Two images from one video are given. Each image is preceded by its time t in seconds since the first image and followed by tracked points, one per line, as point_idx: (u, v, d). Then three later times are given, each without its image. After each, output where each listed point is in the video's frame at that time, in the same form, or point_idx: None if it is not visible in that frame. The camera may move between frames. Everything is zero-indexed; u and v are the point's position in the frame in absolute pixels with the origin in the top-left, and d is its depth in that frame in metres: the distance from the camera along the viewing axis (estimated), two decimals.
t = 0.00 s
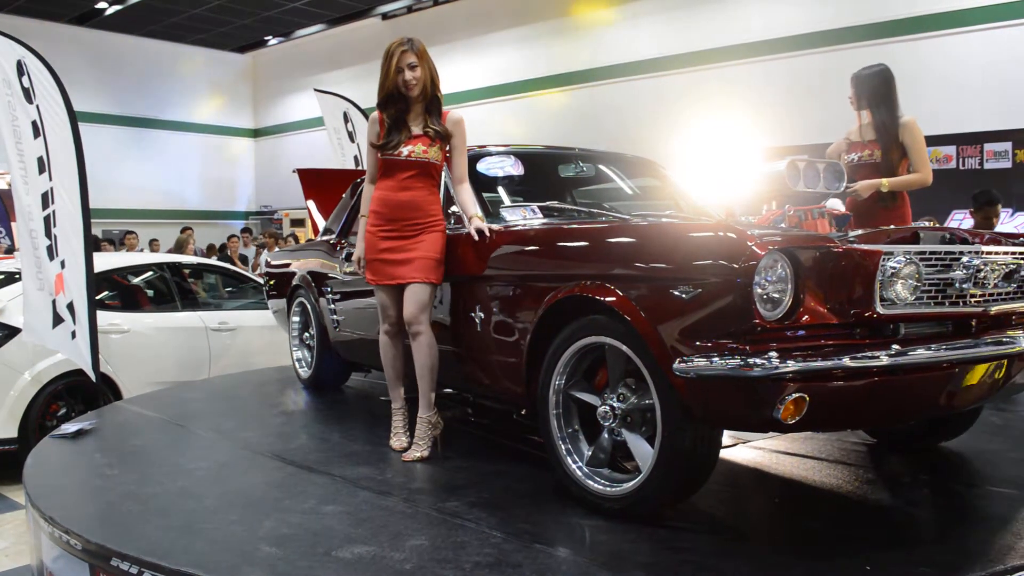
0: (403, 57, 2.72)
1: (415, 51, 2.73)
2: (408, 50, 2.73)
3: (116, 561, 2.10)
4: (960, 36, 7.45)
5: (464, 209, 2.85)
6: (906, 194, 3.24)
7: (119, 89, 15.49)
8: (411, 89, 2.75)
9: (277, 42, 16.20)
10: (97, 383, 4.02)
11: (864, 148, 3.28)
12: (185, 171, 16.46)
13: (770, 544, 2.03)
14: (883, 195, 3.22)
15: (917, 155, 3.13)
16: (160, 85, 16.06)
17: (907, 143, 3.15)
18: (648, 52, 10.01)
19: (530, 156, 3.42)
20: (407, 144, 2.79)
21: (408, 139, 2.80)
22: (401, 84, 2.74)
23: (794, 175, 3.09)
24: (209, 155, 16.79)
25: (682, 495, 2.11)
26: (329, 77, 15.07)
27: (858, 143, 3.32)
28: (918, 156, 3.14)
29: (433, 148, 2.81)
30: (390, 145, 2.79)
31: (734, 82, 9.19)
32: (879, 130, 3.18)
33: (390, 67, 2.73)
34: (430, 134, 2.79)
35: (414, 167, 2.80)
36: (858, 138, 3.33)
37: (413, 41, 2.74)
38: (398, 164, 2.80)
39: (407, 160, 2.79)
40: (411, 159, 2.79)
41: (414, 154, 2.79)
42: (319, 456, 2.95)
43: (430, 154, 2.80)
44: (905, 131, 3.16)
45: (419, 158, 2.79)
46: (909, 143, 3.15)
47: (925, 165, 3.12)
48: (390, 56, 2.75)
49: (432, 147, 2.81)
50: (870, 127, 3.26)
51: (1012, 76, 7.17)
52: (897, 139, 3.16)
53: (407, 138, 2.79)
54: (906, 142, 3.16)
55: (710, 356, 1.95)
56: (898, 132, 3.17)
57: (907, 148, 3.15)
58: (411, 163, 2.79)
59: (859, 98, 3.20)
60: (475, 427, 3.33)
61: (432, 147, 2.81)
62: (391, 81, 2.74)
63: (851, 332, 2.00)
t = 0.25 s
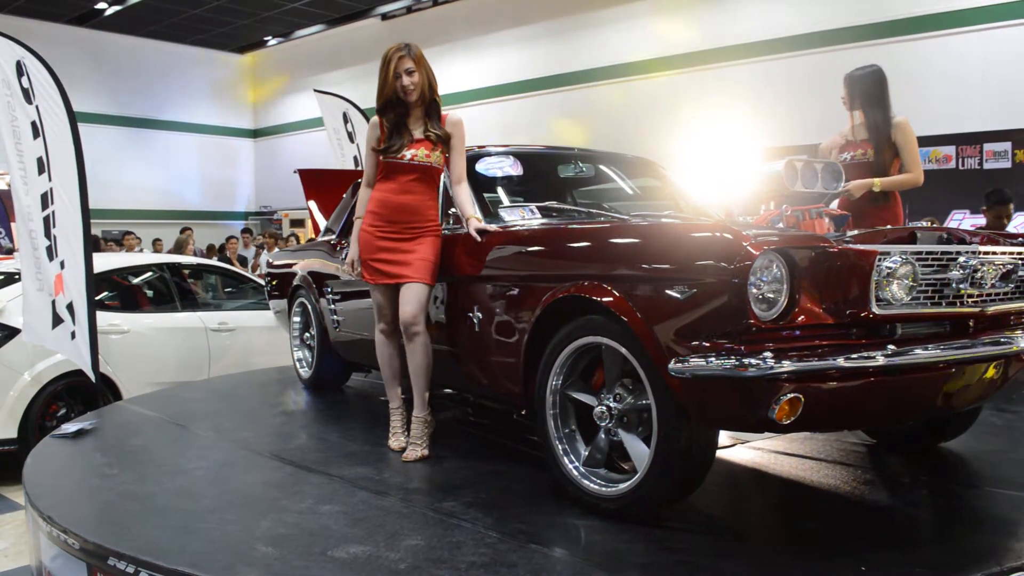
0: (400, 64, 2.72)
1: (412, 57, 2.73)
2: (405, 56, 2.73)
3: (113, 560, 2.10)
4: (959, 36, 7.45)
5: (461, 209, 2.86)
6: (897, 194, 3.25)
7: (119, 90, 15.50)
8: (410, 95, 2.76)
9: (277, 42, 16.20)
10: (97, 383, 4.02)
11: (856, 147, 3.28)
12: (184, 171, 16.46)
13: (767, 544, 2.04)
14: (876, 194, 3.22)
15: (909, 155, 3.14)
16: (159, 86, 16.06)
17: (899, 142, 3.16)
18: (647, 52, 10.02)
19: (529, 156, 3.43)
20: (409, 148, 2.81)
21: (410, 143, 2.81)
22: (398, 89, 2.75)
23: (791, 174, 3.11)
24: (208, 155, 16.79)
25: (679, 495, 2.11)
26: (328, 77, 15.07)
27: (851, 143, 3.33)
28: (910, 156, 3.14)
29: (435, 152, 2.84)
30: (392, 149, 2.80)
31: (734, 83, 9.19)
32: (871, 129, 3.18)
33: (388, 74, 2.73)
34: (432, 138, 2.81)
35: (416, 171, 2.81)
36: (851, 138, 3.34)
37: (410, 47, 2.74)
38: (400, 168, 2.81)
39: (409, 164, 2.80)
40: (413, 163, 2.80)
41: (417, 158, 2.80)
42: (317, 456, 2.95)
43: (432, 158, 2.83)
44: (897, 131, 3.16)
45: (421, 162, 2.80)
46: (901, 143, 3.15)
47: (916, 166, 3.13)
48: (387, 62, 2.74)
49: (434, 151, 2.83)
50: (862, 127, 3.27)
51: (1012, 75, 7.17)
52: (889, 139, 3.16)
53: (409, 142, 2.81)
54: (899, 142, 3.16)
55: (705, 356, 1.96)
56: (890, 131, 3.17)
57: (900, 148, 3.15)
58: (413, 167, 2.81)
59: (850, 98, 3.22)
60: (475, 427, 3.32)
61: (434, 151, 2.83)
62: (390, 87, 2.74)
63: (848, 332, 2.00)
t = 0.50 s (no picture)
0: (400, 69, 2.73)
1: (412, 62, 2.73)
2: (404, 61, 2.73)
3: (111, 560, 2.11)
4: (960, 37, 7.46)
5: (462, 210, 2.86)
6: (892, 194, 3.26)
7: (119, 90, 15.49)
8: (410, 99, 2.77)
9: (277, 42, 16.19)
10: (98, 383, 4.02)
11: (852, 147, 3.30)
12: (184, 172, 16.46)
13: (764, 545, 2.04)
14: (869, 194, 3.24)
15: (903, 156, 3.13)
16: (159, 86, 16.06)
17: (894, 143, 3.16)
18: (647, 52, 10.02)
19: (528, 157, 3.43)
20: (410, 151, 2.81)
21: (411, 146, 2.82)
22: (398, 94, 2.76)
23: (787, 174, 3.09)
24: (208, 155, 16.79)
25: (674, 495, 2.12)
26: (328, 78, 15.07)
27: (846, 143, 3.34)
28: (904, 156, 3.13)
29: (437, 153, 2.84)
30: (394, 152, 2.82)
31: (734, 83, 9.19)
32: (865, 129, 3.19)
33: (388, 80, 2.75)
34: (433, 141, 2.82)
35: (417, 173, 2.82)
36: (847, 138, 3.35)
37: (408, 52, 2.74)
38: (400, 170, 2.82)
39: (410, 165, 2.81)
40: (414, 165, 2.81)
41: (418, 160, 2.81)
42: (316, 456, 2.95)
43: (434, 160, 2.82)
44: (892, 132, 3.17)
45: (421, 164, 2.81)
46: (895, 143, 3.15)
47: (910, 165, 3.12)
48: (388, 68, 2.76)
49: (435, 153, 2.83)
50: (856, 127, 3.28)
51: (1012, 76, 7.17)
52: (883, 139, 3.17)
53: (411, 144, 2.82)
54: (893, 142, 3.17)
55: (700, 357, 1.96)
56: (884, 132, 3.18)
57: (894, 148, 3.15)
58: (414, 169, 2.82)
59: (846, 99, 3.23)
60: (474, 427, 3.33)
61: (435, 153, 2.83)
62: (391, 93, 2.75)
63: (844, 332, 2.00)
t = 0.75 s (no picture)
0: (399, 70, 2.73)
1: (410, 63, 2.74)
2: (403, 62, 2.74)
3: (107, 559, 2.11)
4: (959, 37, 7.46)
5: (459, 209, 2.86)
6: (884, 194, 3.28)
7: (118, 90, 15.48)
8: (408, 99, 2.78)
9: (276, 42, 16.19)
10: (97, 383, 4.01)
11: (845, 147, 3.31)
12: (183, 172, 16.45)
13: (759, 545, 2.04)
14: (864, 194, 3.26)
15: (897, 156, 3.16)
16: (159, 87, 16.06)
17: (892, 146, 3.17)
18: (646, 51, 10.03)
19: (527, 157, 3.43)
20: (407, 150, 2.82)
21: (408, 145, 2.82)
22: (396, 94, 2.77)
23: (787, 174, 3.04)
24: (207, 155, 16.78)
25: (670, 495, 2.12)
26: (327, 78, 15.07)
27: (840, 143, 3.35)
28: (898, 157, 3.16)
29: (433, 153, 2.84)
30: (390, 152, 2.82)
31: (733, 82, 9.19)
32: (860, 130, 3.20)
33: (386, 81, 2.75)
34: (429, 140, 2.82)
35: (414, 172, 2.82)
36: (841, 138, 3.36)
37: (407, 53, 2.75)
38: (397, 169, 2.82)
39: (407, 165, 2.81)
40: (411, 165, 2.81)
41: (414, 160, 2.81)
42: (314, 455, 2.95)
43: (431, 159, 2.83)
44: (886, 133, 3.19)
45: (418, 163, 2.81)
46: (890, 144, 3.17)
47: (904, 166, 3.15)
48: (386, 68, 2.76)
49: (432, 152, 2.83)
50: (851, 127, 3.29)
51: (1010, 75, 7.18)
52: (878, 140, 3.18)
53: (407, 144, 2.82)
54: (888, 143, 3.18)
55: (695, 357, 1.96)
56: (879, 132, 3.20)
57: (889, 149, 3.17)
58: (412, 169, 2.82)
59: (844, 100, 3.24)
60: (472, 427, 3.33)
61: (432, 153, 2.83)
62: (389, 94, 2.76)
63: (838, 332, 2.01)
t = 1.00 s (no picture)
0: (396, 70, 2.74)
1: (407, 64, 2.75)
2: (400, 62, 2.75)
3: (103, 558, 2.10)
4: (958, 36, 7.45)
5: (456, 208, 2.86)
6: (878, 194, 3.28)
7: (116, 89, 15.47)
8: (403, 99, 2.78)
9: (275, 42, 16.18)
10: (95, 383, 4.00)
11: (841, 147, 3.31)
12: (181, 172, 16.44)
13: (754, 544, 2.04)
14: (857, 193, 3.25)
15: (891, 157, 3.14)
16: (157, 86, 16.05)
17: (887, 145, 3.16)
18: (645, 51, 10.02)
19: (525, 156, 3.42)
20: (401, 150, 2.82)
21: (402, 144, 2.83)
22: (392, 95, 2.78)
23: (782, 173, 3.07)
24: (206, 155, 16.77)
25: (666, 495, 2.12)
26: (326, 77, 15.06)
27: (836, 142, 3.35)
28: (892, 157, 3.15)
29: (427, 152, 2.84)
30: (384, 151, 2.83)
31: (732, 82, 9.18)
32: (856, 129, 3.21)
33: (383, 80, 2.76)
34: (423, 140, 2.82)
35: (408, 172, 2.82)
36: (837, 137, 3.36)
37: (404, 53, 2.76)
38: (391, 169, 2.83)
39: (401, 164, 2.81)
40: (405, 164, 2.81)
41: (408, 159, 2.82)
42: (312, 455, 2.95)
43: (424, 158, 2.83)
44: (881, 133, 3.17)
45: (412, 162, 2.81)
46: (884, 144, 3.16)
47: (898, 167, 3.13)
48: (383, 67, 2.77)
49: (425, 151, 2.84)
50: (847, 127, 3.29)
51: (1009, 74, 7.19)
52: (873, 140, 3.18)
53: (401, 144, 2.83)
54: (883, 143, 3.17)
55: (690, 356, 1.96)
56: (875, 133, 3.19)
57: (883, 149, 3.17)
58: (406, 168, 2.82)
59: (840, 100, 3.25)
60: (470, 426, 3.33)
61: (425, 152, 2.84)
62: (386, 94, 2.77)
63: (834, 332, 2.01)
